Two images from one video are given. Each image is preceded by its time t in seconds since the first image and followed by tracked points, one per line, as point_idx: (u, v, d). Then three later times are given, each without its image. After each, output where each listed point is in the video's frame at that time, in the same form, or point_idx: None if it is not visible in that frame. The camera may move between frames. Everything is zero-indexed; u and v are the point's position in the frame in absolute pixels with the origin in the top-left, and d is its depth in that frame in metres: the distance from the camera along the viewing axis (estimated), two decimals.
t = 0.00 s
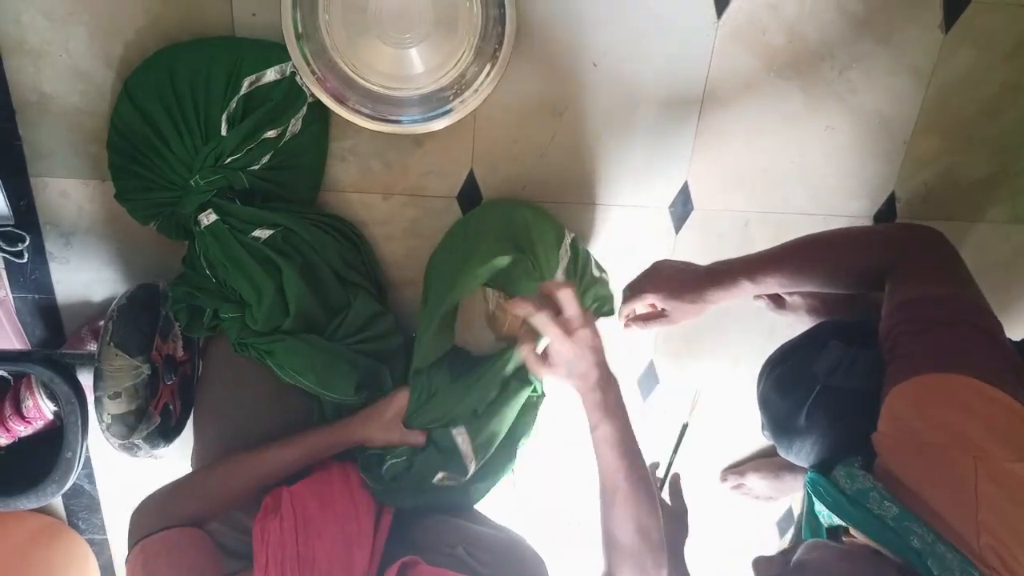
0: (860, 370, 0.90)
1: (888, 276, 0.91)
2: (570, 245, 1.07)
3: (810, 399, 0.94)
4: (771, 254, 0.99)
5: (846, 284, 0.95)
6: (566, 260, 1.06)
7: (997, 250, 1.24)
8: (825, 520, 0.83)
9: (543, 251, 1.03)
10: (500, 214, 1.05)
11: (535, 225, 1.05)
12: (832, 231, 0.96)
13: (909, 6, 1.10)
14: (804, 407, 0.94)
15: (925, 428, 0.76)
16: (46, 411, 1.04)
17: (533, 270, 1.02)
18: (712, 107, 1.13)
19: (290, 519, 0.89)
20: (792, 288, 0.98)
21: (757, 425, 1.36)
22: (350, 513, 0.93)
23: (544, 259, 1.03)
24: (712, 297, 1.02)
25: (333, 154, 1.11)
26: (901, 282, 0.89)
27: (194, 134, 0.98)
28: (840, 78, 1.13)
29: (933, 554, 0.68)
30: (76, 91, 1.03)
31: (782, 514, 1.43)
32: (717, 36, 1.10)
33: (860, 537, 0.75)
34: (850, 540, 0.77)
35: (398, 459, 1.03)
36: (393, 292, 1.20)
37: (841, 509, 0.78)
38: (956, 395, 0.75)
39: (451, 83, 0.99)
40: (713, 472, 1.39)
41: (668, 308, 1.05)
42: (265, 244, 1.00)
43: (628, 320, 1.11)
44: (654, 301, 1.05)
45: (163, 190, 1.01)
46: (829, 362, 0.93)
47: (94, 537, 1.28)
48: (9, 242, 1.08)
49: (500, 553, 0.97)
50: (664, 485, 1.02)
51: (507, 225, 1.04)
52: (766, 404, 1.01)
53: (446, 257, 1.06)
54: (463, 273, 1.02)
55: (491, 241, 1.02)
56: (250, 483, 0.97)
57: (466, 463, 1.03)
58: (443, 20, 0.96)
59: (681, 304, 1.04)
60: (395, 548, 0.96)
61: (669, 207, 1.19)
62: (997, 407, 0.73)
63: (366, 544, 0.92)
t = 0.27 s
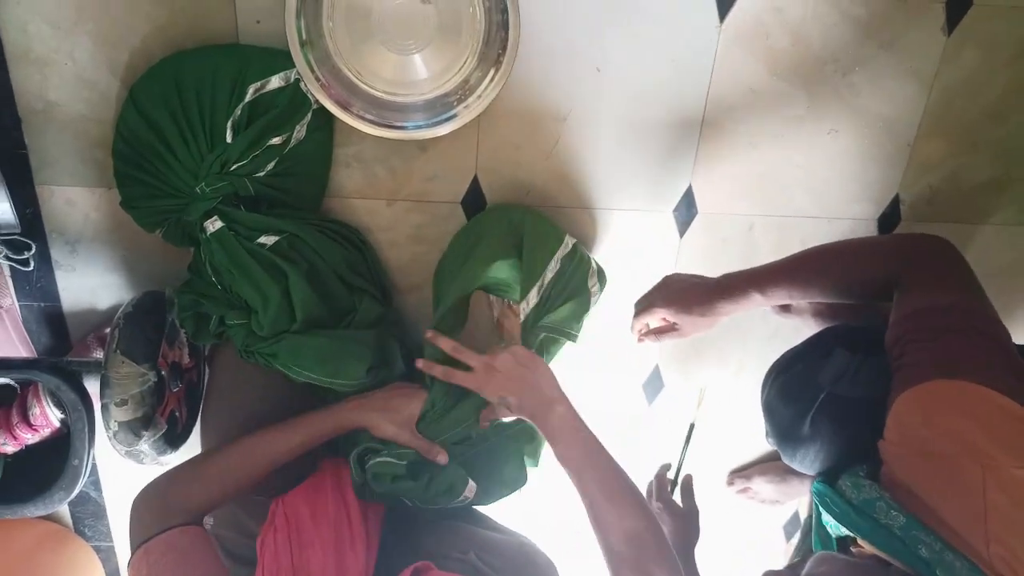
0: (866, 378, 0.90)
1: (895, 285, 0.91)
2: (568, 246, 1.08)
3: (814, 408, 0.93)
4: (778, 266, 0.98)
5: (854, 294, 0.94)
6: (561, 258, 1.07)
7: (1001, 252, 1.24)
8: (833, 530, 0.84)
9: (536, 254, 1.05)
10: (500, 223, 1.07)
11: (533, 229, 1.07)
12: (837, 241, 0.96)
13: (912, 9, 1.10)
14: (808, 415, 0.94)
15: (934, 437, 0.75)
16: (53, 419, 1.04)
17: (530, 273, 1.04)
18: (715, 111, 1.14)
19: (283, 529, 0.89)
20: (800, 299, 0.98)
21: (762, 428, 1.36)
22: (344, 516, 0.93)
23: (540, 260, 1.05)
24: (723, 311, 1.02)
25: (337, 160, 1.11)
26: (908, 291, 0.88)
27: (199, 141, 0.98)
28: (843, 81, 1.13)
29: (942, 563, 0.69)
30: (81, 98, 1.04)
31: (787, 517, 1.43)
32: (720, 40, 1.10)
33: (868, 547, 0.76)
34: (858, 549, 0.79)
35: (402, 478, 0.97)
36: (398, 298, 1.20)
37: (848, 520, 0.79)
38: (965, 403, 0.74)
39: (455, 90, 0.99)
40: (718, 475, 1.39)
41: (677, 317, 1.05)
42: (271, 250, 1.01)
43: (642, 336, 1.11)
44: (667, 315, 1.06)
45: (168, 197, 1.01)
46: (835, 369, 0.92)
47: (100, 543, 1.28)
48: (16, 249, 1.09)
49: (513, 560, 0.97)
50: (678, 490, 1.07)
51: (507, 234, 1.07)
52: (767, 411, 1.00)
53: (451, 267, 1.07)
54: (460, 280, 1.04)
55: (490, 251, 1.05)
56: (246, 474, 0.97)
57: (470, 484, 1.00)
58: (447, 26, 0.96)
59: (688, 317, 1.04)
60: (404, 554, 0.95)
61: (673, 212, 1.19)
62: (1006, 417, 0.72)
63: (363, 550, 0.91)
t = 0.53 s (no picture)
0: (867, 377, 0.90)
1: (899, 285, 0.91)
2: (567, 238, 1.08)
3: (815, 405, 0.93)
4: (780, 265, 0.99)
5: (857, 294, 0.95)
6: (561, 252, 1.07)
7: (1003, 251, 1.24)
8: (831, 529, 0.85)
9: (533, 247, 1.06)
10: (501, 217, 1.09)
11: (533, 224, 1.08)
12: (842, 240, 0.96)
13: (916, 7, 1.10)
14: (809, 414, 0.94)
15: (936, 445, 0.75)
16: (57, 408, 1.04)
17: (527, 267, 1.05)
18: (718, 107, 1.14)
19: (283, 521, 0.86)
20: (803, 299, 0.98)
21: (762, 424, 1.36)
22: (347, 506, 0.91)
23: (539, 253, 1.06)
24: (728, 309, 1.03)
25: (340, 153, 1.11)
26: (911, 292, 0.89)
27: (203, 134, 0.98)
28: (846, 78, 1.13)
29: (939, 568, 0.69)
30: (85, 90, 1.04)
31: (787, 513, 1.44)
32: (723, 36, 1.10)
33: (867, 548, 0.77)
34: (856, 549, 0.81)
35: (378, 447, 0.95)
36: (400, 292, 1.21)
37: (848, 521, 0.80)
38: (966, 407, 0.74)
39: (458, 84, 1.00)
40: (718, 471, 1.39)
41: (681, 315, 1.06)
42: (274, 243, 1.01)
43: (646, 333, 1.12)
44: (671, 312, 1.07)
45: (172, 189, 1.01)
46: (836, 368, 0.92)
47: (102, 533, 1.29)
48: (19, 240, 1.09)
49: (515, 550, 0.95)
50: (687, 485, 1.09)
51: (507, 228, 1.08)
52: (768, 407, 1.01)
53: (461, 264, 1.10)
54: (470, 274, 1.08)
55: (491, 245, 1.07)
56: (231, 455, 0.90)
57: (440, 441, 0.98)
58: (450, 20, 0.96)
59: (693, 315, 1.05)
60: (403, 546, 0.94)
61: (675, 207, 1.19)
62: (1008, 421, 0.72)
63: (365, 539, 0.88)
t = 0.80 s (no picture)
0: (875, 383, 0.90)
1: (904, 289, 0.91)
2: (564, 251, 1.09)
3: (822, 410, 0.93)
4: (785, 268, 0.99)
5: (863, 298, 0.94)
6: (559, 265, 1.08)
7: (1010, 253, 1.23)
8: (837, 533, 0.84)
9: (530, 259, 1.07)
10: (497, 227, 1.09)
11: (530, 233, 1.08)
12: (847, 244, 0.96)
13: (920, 10, 1.09)
14: (816, 419, 0.94)
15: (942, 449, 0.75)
16: (62, 415, 1.04)
17: (522, 278, 1.06)
18: (722, 111, 1.13)
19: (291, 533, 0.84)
20: (808, 301, 0.98)
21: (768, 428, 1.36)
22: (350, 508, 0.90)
23: (535, 264, 1.06)
24: (730, 312, 1.02)
25: (345, 159, 1.11)
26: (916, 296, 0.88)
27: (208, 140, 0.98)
28: (851, 81, 1.13)
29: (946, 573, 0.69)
30: (91, 98, 1.04)
31: (794, 517, 1.43)
32: (727, 40, 1.10)
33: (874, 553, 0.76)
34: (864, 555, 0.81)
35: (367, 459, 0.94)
36: (405, 298, 1.20)
37: (853, 524, 0.79)
38: (971, 411, 0.74)
39: (462, 90, 1.00)
40: (725, 475, 1.38)
41: (685, 320, 1.05)
42: (279, 249, 1.01)
43: (648, 336, 1.10)
44: (675, 316, 1.05)
45: (177, 196, 1.01)
46: (843, 373, 0.92)
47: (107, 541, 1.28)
48: (25, 248, 1.09)
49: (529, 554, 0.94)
50: (695, 486, 1.07)
51: (505, 237, 1.08)
52: (773, 413, 1.00)
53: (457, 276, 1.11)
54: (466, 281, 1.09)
55: (488, 255, 1.08)
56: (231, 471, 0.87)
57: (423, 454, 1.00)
58: (455, 26, 0.96)
59: (695, 321, 1.05)
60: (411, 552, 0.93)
61: (680, 211, 1.19)
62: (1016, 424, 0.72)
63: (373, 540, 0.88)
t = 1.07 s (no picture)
0: (873, 380, 0.91)
1: (899, 287, 0.91)
2: (560, 255, 1.09)
3: (820, 407, 0.93)
4: (778, 267, 0.99)
5: (858, 296, 0.94)
6: (555, 269, 1.08)
7: (1005, 252, 1.24)
8: (837, 528, 0.84)
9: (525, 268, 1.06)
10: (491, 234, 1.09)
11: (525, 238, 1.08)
12: (842, 242, 0.96)
13: (913, 11, 1.10)
14: (814, 415, 0.94)
15: (939, 444, 0.75)
16: (60, 425, 1.04)
17: (519, 286, 1.06)
18: (717, 114, 1.14)
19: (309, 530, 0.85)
20: (803, 300, 0.98)
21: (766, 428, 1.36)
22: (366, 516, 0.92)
23: (529, 273, 1.06)
24: (725, 311, 1.02)
25: (341, 165, 1.11)
26: (909, 293, 0.88)
27: (204, 148, 0.98)
28: (845, 82, 1.13)
29: (946, 563, 0.69)
30: (86, 107, 1.04)
31: (793, 517, 1.44)
32: (722, 43, 1.10)
33: (873, 545, 0.76)
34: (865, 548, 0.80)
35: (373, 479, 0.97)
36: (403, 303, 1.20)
37: (853, 518, 0.79)
38: (968, 406, 0.74)
39: (459, 95, 1.00)
40: (724, 476, 1.39)
41: (680, 320, 1.05)
42: (276, 255, 1.01)
43: (643, 339, 1.11)
44: (671, 316, 1.05)
45: (175, 205, 1.01)
46: (840, 371, 0.93)
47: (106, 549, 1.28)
48: (21, 257, 1.09)
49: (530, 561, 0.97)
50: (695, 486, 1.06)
51: (499, 244, 1.08)
52: (772, 412, 1.01)
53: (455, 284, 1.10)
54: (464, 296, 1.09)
55: (483, 265, 1.08)
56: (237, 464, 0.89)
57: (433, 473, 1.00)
58: (450, 32, 0.96)
59: (689, 321, 1.05)
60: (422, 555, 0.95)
61: (677, 213, 1.19)
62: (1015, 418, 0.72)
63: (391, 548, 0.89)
